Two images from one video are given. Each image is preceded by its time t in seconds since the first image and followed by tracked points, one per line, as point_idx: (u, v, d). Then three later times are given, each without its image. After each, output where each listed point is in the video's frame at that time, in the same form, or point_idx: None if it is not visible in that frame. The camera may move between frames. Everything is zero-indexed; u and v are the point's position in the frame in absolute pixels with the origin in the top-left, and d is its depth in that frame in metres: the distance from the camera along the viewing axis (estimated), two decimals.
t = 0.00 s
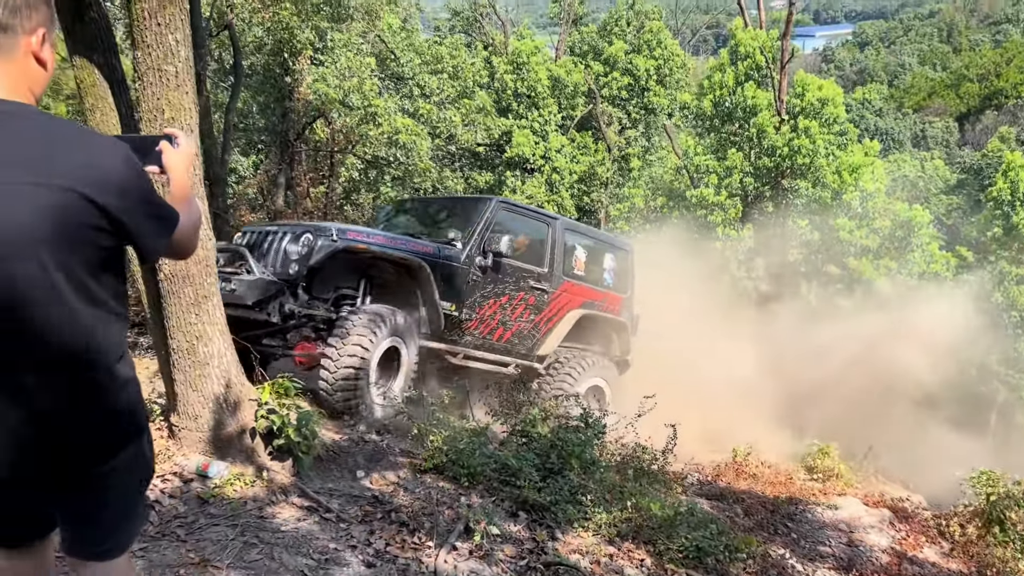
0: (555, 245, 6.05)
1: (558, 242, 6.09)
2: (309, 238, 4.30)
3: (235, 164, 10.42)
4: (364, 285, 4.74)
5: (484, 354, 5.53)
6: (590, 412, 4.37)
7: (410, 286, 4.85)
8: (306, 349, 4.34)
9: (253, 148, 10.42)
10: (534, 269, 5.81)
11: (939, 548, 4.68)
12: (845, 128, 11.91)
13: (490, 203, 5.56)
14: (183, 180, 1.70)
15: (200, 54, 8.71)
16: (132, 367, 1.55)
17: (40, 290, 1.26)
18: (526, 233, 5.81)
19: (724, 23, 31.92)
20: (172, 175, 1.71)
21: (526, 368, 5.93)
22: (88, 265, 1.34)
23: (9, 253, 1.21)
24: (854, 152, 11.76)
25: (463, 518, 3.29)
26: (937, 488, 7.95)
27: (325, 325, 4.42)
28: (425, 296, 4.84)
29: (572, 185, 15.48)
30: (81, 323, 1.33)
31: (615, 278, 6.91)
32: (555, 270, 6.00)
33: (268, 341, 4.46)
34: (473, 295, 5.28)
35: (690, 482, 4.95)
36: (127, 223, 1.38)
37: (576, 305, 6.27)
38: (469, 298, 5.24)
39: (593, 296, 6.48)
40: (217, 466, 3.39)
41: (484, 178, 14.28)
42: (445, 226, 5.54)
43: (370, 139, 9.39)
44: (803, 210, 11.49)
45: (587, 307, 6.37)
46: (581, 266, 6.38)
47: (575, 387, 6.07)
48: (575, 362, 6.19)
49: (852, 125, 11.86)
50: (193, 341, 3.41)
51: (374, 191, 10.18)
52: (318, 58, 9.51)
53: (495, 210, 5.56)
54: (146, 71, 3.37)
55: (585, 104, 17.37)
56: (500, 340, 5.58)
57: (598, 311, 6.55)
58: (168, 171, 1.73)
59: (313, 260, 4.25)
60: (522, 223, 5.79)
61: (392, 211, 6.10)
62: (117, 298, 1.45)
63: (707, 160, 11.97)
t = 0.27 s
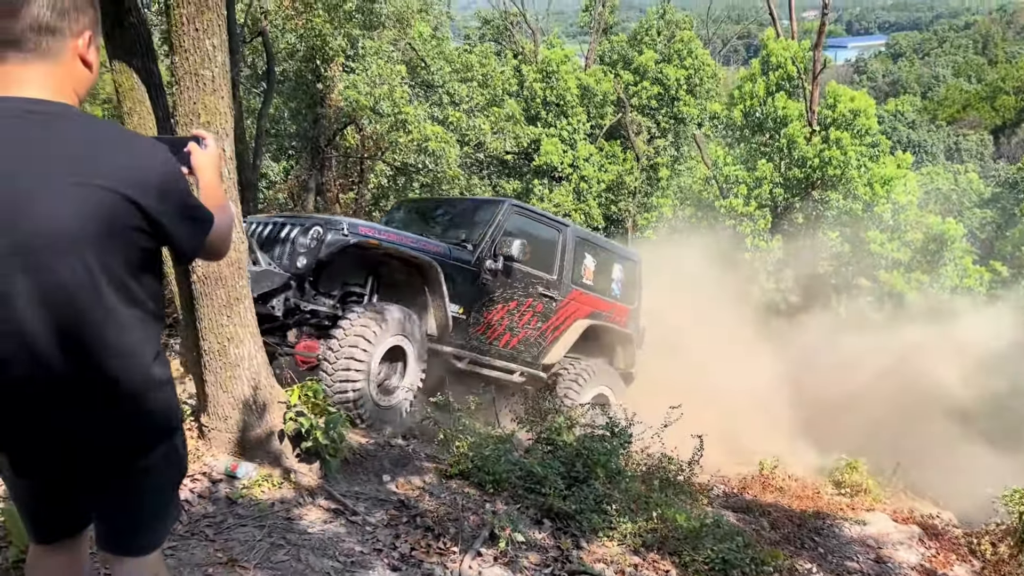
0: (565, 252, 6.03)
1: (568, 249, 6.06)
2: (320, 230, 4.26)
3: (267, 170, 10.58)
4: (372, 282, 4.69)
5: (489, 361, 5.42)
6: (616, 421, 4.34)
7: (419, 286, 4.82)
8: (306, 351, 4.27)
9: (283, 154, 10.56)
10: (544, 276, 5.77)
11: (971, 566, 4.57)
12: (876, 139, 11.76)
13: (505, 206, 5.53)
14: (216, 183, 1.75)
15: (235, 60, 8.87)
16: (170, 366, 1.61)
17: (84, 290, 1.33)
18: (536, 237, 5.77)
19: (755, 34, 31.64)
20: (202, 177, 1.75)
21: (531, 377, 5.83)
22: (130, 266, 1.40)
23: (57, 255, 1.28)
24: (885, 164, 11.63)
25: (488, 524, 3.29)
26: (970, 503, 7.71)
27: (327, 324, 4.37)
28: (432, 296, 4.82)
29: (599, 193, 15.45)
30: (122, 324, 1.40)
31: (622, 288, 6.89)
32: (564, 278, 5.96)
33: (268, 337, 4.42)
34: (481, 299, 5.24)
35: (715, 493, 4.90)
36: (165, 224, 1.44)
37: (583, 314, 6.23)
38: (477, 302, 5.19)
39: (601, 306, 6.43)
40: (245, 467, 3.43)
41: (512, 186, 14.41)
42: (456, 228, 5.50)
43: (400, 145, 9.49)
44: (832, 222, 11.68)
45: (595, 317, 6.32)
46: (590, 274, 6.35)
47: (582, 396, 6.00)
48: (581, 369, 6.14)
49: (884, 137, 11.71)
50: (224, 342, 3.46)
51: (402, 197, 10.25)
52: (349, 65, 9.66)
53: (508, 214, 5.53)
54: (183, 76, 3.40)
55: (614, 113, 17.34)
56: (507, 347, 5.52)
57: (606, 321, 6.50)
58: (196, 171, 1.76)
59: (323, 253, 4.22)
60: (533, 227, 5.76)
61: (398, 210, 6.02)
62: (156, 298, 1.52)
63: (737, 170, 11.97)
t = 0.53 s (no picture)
0: (572, 252, 5.91)
1: (575, 250, 5.93)
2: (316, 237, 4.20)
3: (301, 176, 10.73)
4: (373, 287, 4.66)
5: (495, 366, 5.34)
6: (647, 433, 4.33)
7: (421, 289, 4.77)
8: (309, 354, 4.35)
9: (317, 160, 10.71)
10: (551, 278, 5.67)
11: None
12: (913, 152, 11.59)
13: (510, 206, 5.39)
14: (258, 192, 1.73)
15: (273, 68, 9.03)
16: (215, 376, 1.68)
17: (137, 299, 1.41)
18: (542, 237, 5.64)
19: (790, 43, 31.27)
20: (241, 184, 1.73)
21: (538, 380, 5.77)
22: (180, 278, 1.48)
23: (112, 266, 1.38)
24: (922, 177, 11.47)
25: (518, 535, 3.29)
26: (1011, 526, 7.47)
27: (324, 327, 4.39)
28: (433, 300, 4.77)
29: (630, 203, 15.38)
30: (171, 335, 1.48)
31: (632, 288, 6.76)
32: (571, 279, 5.86)
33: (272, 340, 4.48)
34: (486, 304, 5.15)
35: (746, 508, 4.85)
36: (215, 237, 1.50)
37: (590, 317, 6.14)
38: (482, 307, 5.11)
39: (608, 307, 6.33)
40: (280, 472, 3.48)
41: (542, 195, 14.42)
42: (461, 227, 5.38)
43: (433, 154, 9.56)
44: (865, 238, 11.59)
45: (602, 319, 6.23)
46: (597, 275, 6.23)
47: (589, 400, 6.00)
48: (587, 374, 6.14)
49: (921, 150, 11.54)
50: (262, 349, 3.51)
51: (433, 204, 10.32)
52: (383, 73, 9.80)
53: (513, 214, 5.40)
54: (227, 86, 3.44)
55: (646, 123, 17.27)
56: (514, 353, 5.44)
57: (613, 323, 6.40)
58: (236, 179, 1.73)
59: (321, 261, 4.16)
60: (538, 226, 5.62)
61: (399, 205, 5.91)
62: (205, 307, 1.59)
63: (770, 180, 11.94)
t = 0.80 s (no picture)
0: (583, 255, 5.91)
1: (586, 253, 5.92)
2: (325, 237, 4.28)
3: (341, 183, 10.85)
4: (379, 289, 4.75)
5: (506, 373, 5.31)
6: (688, 448, 4.31)
7: (427, 290, 4.84)
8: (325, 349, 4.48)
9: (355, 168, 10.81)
10: (562, 282, 5.67)
11: None
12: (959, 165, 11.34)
13: (521, 207, 5.39)
14: (315, 205, 1.82)
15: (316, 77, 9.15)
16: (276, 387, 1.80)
17: (209, 308, 1.53)
18: (553, 240, 5.62)
19: (832, 54, 30.75)
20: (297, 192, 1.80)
21: (547, 388, 5.73)
22: (247, 288, 1.59)
23: (187, 276, 1.50)
24: (967, 191, 11.20)
25: (561, 548, 3.30)
26: None
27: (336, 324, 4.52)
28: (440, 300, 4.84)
29: (666, 213, 15.24)
30: (238, 341, 1.60)
31: (642, 293, 6.76)
32: (582, 283, 5.86)
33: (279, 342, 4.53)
34: (496, 306, 5.16)
35: (787, 526, 4.79)
36: (281, 249, 1.62)
37: (601, 321, 6.14)
38: (492, 309, 5.12)
39: (619, 312, 6.36)
40: (325, 480, 3.48)
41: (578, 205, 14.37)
42: (470, 228, 5.39)
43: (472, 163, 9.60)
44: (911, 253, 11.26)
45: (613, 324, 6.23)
46: (608, 279, 6.23)
47: (601, 406, 6.03)
48: (596, 381, 6.09)
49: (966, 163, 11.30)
50: (311, 356, 3.56)
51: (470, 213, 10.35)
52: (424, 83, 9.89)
53: (524, 216, 5.40)
54: (282, 98, 3.51)
55: (684, 133, 17.11)
56: (524, 356, 5.45)
57: (624, 328, 6.42)
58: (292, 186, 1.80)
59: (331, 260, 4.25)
60: (549, 228, 5.60)
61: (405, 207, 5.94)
62: (269, 319, 1.70)
63: (812, 194, 11.69)
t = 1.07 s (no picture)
0: (608, 251, 5.82)
1: (612, 249, 5.84)
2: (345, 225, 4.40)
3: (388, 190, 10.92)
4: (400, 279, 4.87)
5: (528, 368, 5.30)
6: (744, 466, 4.26)
7: (447, 280, 4.92)
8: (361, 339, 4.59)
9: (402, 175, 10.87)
10: (586, 278, 5.59)
11: None
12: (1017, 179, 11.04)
13: (547, 201, 5.34)
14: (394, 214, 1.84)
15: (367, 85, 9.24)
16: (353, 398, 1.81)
17: (302, 319, 1.55)
18: (577, 234, 5.56)
19: (883, 63, 30.07)
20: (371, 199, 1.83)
21: (570, 386, 5.63)
22: (337, 300, 1.61)
23: (284, 288, 1.52)
24: None
25: (620, 566, 3.27)
26: None
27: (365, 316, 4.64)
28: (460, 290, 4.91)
29: (710, 223, 15.07)
30: (327, 352, 1.62)
31: (668, 292, 6.63)
32: (607, 280, 5.77)
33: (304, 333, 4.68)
34: (517, 300, 5.13)
35: (842, 548, 4.69)
36: (370, 262, 1.64)
37: (626, 319, 6.01)
38: (513, 303, 5.10)
39: (644, 311, 6.23)
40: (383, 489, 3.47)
41: (620, 214, 14.26)
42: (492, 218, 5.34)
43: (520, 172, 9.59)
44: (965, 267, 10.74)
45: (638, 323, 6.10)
46: (633, 276, 6.12)
47: (624, 408, 5.71)
48: (622, 381, 5.81)
49: None
50: (371, 365, 3.56)
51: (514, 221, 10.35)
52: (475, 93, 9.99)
53: (550, 209, 5.35)
54: (350, 107, 3.54)
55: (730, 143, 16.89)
56: (545, 353, 5.40)
57: (650, 328, 6.28)
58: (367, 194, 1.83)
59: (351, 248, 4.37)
60: (572, 223, 5.54)
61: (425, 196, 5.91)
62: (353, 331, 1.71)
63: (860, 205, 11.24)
